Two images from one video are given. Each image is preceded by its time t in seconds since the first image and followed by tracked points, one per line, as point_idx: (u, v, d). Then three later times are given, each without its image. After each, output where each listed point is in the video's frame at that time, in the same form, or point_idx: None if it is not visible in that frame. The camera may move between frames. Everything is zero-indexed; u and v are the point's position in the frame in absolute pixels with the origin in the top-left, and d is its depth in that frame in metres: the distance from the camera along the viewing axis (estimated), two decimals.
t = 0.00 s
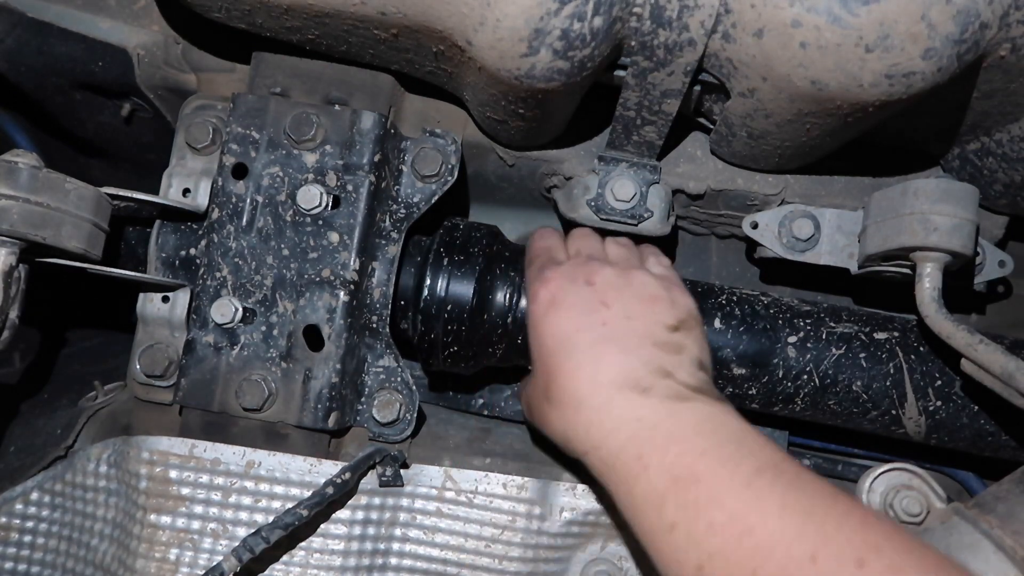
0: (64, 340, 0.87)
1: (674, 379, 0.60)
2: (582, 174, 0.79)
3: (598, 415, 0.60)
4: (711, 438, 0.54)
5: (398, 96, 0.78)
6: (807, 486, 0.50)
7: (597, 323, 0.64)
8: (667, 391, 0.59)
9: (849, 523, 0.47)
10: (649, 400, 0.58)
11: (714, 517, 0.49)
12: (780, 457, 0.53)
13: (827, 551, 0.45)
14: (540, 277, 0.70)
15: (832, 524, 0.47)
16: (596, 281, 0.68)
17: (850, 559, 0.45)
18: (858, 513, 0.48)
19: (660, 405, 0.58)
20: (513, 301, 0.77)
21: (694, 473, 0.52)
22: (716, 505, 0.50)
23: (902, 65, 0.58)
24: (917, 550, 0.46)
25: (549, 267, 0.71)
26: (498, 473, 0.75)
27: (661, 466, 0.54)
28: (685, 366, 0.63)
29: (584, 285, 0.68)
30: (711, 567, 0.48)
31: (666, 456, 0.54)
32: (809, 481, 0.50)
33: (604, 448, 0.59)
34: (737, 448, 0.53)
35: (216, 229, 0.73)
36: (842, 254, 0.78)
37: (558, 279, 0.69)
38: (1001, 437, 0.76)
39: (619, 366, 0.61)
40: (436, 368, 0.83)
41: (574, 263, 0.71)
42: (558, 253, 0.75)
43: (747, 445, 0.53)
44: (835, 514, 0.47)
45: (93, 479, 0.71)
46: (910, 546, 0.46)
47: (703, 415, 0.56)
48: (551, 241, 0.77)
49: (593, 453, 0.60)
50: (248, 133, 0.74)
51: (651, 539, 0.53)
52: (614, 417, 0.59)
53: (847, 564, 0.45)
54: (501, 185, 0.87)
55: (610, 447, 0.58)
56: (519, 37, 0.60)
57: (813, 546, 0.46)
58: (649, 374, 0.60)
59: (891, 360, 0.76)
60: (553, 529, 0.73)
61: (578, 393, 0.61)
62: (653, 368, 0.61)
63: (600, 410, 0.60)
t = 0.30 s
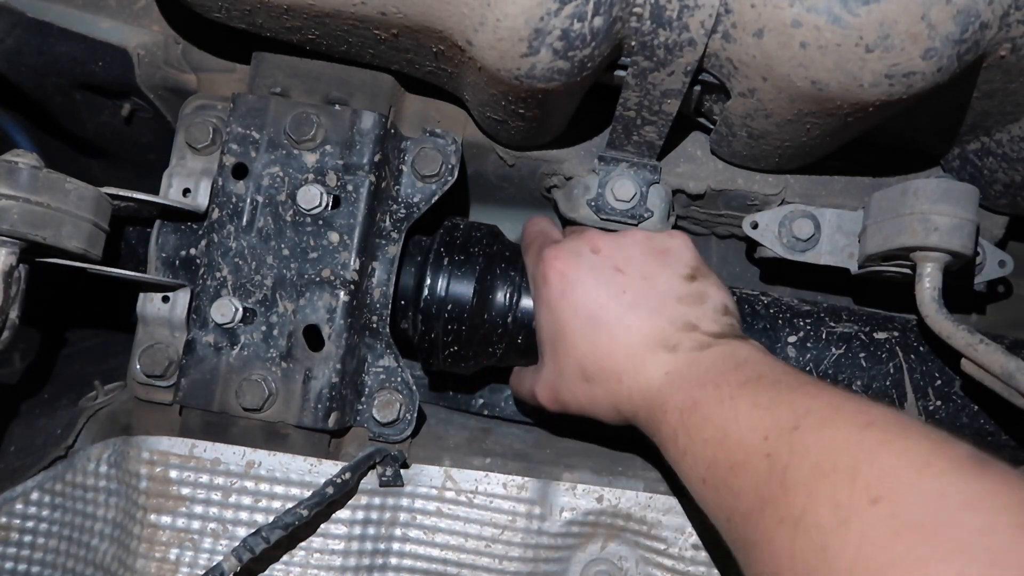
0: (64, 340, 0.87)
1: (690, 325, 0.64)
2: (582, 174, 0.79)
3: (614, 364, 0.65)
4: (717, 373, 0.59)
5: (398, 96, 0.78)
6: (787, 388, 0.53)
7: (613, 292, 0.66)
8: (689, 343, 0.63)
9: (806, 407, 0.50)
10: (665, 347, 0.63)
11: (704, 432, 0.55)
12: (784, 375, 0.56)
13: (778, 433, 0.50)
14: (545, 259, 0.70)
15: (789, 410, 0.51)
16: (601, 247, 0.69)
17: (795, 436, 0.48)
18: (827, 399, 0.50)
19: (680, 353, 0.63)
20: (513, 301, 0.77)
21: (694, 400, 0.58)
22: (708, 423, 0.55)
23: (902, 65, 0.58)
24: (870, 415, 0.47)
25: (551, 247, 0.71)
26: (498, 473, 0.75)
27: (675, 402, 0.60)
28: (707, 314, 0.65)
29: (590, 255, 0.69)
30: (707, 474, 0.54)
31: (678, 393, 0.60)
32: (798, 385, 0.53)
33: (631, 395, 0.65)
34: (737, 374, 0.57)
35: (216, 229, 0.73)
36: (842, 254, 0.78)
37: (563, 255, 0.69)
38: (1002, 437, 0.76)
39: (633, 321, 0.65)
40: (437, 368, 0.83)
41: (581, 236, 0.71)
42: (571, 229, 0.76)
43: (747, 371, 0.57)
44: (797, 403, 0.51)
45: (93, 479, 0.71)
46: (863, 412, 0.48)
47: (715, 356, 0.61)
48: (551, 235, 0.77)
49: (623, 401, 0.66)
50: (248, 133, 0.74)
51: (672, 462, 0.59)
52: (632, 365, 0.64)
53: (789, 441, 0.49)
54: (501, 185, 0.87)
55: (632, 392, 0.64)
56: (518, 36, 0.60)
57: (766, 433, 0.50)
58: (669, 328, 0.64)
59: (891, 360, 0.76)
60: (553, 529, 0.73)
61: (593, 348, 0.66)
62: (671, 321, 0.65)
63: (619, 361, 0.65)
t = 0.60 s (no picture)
0: (64, 340, 0.87)
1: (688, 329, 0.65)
2: (582, 175, 0.79)
3: (615, 365, 0.65)
4: (720, 376, 0.58)
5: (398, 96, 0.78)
6: (796, 395, 0.53)
7: (612, 293, 0.67)
8: (687, 346, 0.63)
9: (818, 416, 0.49)
10: (665, 351, 0.63)
11: (710, 434, 0.54)
12: (787, 381, 0.56)
13: (792, 443, 0.49)
14: (542, 260, 0.70)
15: (803, 419, 0.50)
16: (599, 246, 0.69)
17: (812, 448, 0.47)
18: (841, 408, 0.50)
19: (680, 356, 0.62)
20: (513, 302, 0.77)
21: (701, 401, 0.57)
22: (712, 424, 0.54)
23: (902, 65, 0.58)
24: (888, 424, 0.47)
25: (548, 249, 0.71)
26: (498, 473, 0.75)
27: (677, 402, 0.59)
28: (704, 318, 0.66)
29: (590, 256, 0.69)
30: (711, 476, 0.53)
31: (680, 393, 0.59)
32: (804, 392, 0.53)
33: (629, 396, 0.64)
34: (741, 378, 0.57)
35: (216, 229, 0.73)
36: (842, 254, 0.78)
37: (561, 255, 0.69)
38: (1001, 437, 0.76)
39: (632, 322, 0.65)
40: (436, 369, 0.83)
41: (578, 236, 0.71)
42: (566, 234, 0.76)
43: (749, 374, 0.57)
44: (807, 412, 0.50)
45: (93, 479, 0.71)
46: (879, 420, 0.47)
47: (715, 358, 0.61)
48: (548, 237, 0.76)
49: (620, 402, 0.66)
50: (248, 133, 0.74)
51: (673, 464, 0.58)
52: (631, 367, 0.64)
53: (807, 452, 0.47)
54: (501, 185, 0.87)
55: (631, 393, 0.64)
56: (519, 37, 0.60)
57: (778, 443, 0.49)
58: (668, 331, 0.65)
59: (891, 360, 0.76)
60: (553, 529, 0.73)
61: (592, 349, 0.66)
62: (668, 324, 0.65)
63: (616, 361, 0.65)
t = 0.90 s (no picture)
0: (64, 340, 0.87)
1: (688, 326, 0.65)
2: (582, 174, 0.79)
3: (610, 364, 0.65)
4: (716, 371, 0.58)
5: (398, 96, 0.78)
6: (791, 387, 0.52)
7: (611, 293, 0.67)
8: (687, 344, 0.63)
9: (808, 406, 0.49)
10: (663, 350, 0.63)
11: (706, 427, 0.54)
12: (785, 375, 0.56)
13: (781, 431, 0.49)
14: (543, 260, 0.70)
15: (791, 408, 0.50)
16: (599, 246, 0.69)
17: (798, 436, 0.47)
18: (833, 396, 0.50)
19: (679, 354, 0.62)
20: (513, 301, 0.77)
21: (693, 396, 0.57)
22: (708, 418, 0.54)
23: (902, 65, 0.58)
24: (874, 411, 0.47)
25: (549, 248, 0.71)
26: (498, 473, 0.75)
27: (674, 397, 0.59)
28: (706, 316, 0.66)
29: (591, 257, 0.69)
30: (703, 467, 0.53)
31: (677, 389, 0.59)
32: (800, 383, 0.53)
33: (626, 395, 0.65)
34: (735, 373, 0.57)
35: (216, 229, 0.73)
36: (842, 254, 0.78)
37: (562, 255, 0.69)
38: (1001, 437, 0.76)
39: (630, 321, 0.65)
40: (437, 368, 0.83)
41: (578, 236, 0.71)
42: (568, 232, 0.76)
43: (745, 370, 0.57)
44: (799, 401, 0.50)
45: (93, 479, 0.71)
46: (861, 407, 0.47)
47: (714, 356, 0.61)
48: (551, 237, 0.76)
49: (620, 401, 0.66)
50: (248, 133, 0.74)
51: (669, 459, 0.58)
52: (627, 368, 0.64)
53: (793, 441, 0.48)
54: (501, 185, 0.87)
55: (628, 393, 0.64)
56: (519, 37, 0.60)
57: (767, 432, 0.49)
58: (668, 330, 0.64)
59: (891, 360, 0.76)
60: (553, 529, 0.73)
61: (590, 349, 0.66)
62: (670, 322, 0.65)
63: (617, 361, 0.65)
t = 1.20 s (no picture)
0: (64, 340, 0.87)
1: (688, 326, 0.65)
2: (582, 175, 0.79)
3: (611, 363, 0.65)
4: (719, 372, 0.58)
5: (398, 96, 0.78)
6: (798, 387, 0.52)
7: (611, 293, 0.67)
8: (688, 345, 0.63)
9: (815, 407, 0.49)
10: (664, 350, 0.63)
11: (713, 426, 0.54)
12: (787, 376, 0.56)
13: (790, 430, 0.49)
14: (543, 261, 0.71)
15: (801, 408, 0.50)
16: (599, 247, 0.70)
17: (809, 435, 0.47)
18: (840, 399, 0.50)
19: (680, 355, 0.62)
20: (513, 301, 0.77)
21: (701, 396, 0.57)
22: (715, 417, 0.54)
23: (902, 65, 0.58)
24: (886, 413, 0.47)
25: (549, 248, 0.72)
26: (498, 473, 0.75)
27: (678, 397, 0.59)
28: (704, 317, 0.66)
29: (592, 259, 0.69)
30: (711, 469, 0.53)
31: (679, 390, 0.59)
32: (806, 385, 0.53)
33: (626, 395, 0.64)
34: (737, 373, 0.57)
35: (216, 229, 0.73)
36: (842, 254, 0.78)
37: (562, 256, 0.70)
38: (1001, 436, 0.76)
39: (631, 322, 0.66)
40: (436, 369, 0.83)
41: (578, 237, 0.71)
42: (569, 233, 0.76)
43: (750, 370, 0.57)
44: (806, 401, 0.50)
45: (93, 479, 0.71)
46: (874, 412, 0.47)
47: (715, 357, 0.61)
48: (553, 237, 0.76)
49: (621, 402, 0.66)
50: (248, 133, 0.74)
51: (675, 459, 0.58)
52: (627, 367, 0.64)
53: (803, 439, 0.47)
54: (501, 185, 0.87)
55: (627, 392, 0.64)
56: (519, 37, 0.60)
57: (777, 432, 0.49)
58: (667, 330, 0.65)
59: (891, 360, 0.76)
60: (553, 529, 0.73)
61: (591, 348, 0.67)
62: (669, 322, 0.65)
63: (617, 361, 0.65)
